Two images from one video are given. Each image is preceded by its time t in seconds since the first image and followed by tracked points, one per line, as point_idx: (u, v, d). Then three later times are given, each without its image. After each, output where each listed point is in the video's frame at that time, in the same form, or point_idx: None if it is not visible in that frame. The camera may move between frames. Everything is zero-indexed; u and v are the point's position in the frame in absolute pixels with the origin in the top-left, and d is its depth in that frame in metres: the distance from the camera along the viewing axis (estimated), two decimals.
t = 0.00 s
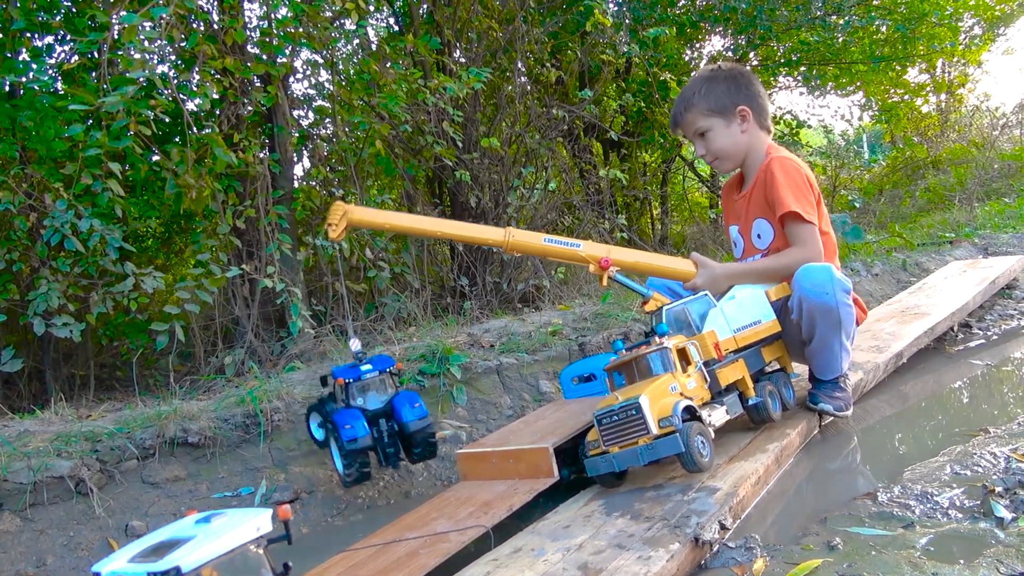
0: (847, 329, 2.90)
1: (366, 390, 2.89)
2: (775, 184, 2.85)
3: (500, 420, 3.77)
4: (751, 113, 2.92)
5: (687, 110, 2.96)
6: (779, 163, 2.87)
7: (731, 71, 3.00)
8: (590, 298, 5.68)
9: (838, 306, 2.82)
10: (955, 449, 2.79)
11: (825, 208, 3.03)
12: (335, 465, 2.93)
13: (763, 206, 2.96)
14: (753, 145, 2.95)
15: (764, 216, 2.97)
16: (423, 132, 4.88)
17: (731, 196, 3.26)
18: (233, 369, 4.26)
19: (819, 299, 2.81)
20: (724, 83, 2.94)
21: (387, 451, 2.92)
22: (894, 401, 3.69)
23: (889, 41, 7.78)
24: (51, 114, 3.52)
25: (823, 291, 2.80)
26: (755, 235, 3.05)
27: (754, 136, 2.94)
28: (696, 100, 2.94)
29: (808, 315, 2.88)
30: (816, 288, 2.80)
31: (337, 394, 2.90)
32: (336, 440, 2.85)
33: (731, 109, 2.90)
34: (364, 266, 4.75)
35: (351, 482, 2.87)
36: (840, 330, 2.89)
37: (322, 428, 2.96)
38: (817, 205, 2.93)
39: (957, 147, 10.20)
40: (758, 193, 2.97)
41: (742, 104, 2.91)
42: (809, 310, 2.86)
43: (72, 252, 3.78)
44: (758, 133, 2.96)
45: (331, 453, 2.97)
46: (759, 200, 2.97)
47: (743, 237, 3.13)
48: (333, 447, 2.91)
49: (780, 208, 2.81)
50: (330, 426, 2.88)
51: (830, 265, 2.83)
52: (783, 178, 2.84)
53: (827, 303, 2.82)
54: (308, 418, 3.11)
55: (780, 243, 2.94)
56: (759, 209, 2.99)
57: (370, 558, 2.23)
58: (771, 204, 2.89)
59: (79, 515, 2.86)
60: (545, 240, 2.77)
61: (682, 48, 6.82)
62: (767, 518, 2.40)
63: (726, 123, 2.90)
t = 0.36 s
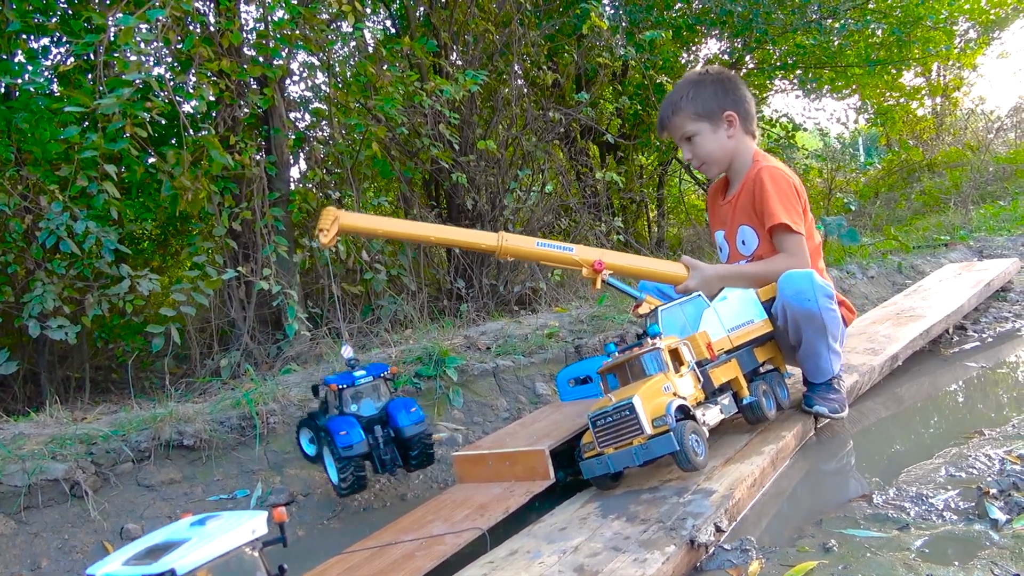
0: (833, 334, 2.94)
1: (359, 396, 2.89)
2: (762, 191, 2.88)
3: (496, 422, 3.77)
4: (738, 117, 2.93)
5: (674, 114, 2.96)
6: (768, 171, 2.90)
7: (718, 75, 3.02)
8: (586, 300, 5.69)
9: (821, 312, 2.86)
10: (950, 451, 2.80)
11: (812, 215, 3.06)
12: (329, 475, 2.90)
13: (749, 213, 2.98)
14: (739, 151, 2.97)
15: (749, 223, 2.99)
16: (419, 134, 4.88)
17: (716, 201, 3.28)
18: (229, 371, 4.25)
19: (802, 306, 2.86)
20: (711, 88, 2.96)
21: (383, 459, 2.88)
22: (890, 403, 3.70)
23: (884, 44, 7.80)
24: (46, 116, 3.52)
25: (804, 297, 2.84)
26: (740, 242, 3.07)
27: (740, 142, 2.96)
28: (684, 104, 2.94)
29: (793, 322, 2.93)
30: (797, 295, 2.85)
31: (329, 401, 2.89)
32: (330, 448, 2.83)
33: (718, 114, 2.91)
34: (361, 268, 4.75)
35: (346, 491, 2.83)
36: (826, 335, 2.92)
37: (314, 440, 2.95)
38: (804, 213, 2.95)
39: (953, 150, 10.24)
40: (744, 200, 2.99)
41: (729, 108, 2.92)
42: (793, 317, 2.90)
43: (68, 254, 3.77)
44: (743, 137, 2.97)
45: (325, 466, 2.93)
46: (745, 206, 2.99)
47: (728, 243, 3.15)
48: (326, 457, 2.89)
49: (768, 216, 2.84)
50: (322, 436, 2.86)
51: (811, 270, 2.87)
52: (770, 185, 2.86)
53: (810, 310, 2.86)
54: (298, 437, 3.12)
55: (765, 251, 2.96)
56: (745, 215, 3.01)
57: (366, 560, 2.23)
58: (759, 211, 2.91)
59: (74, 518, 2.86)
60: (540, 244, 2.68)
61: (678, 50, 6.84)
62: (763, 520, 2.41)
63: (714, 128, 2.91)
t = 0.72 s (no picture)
0: (841, 339, 2.95)
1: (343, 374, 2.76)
2: (764, 205, 2.90)
3: (492, 425, 3.78)
4: (735, 125, 2.93)
5: (672, 122, 2.94)
6: (768, 181, 2.93)
7: (711, 83, 3.01)
8: (582, 304, 5.72)
9: (835, 315, 2.86)
10: (943, 455, 2.81)
11: (810, 223, 3.11)
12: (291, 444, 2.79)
13: (748, 224, 3.01)
14: (736, 160, 2.98)
15: (748, 233, 3.02)
16: (416, 137, 4.89)
17: (708, 207, 3.30)
18: (224, 374, 4.25)
19: (816, 308, 2.85)
20: (707, 96, 2.95)
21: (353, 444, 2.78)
22: (884, 406, 3.72)
23: (880, 48, 7.83)
24: (42, 119, 3.52)
25: (820, 299, 2.84)
26: (736, 251, 3.09)
27: (738, 151, 2.98)
28: (682, 112, 2.92)
29: (804, 325, 2.92)
30: (813, 297, 2.85)
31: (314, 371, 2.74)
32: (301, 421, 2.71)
33: (716, 122, 2.90)
34: (357, 271, 4.76)
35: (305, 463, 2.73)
36: (835, 340, 2.92)
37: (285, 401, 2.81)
38: (801, 224, 3.01)
39: (948, 153, 10.28)
40: (742, 211, 3.01)
41: (727, 116, 2.92)
42: (806, 319, 2.89)
43: (63, 257, 3.77)
44: (739, 145, 2.98)
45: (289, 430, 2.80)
46: (744, 216, 3.01)
47: (723, 251, 3.17)
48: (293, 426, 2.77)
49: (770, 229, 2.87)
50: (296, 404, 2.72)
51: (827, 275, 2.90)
52: (773, 199, 2.89)
53: (824, 312, 2.86)
54: (265, 382, 2.96)
55: (763, 262, 3.00)
56: (743, 225, 3.03)
57: (360, 564, 2.23)
58: (759, 223, 2.95)
59: (68, 522, 2.86)
60: (561, 230, 2.74)
61: (675, 53, 6.87)
62: (756, 523, 2.41)
63: (712, 136, 2.91)
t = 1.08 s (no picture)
0: (835, 332, 3.00)
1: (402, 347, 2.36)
2: (756, 221, 2.91)
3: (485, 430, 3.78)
4: (739, 137, 2.93)
5: (681, 122, 2.89)
6: (761, 199, 2.93)
7: (720, 90, 3.00)
8: (577, 308, 5.73)
9: (832, 307, 2.91)
10: (935, 459, 2.83)
11: (799, 239, 3.13)
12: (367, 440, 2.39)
13: (738, 238, 3.03)
14: (733, 172, 2.98)
15: (738, 247, 3.04)
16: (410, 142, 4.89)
17: (697, 215, 3.30)
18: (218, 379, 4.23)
19: (816, 300, 2.89)
20: (717, 103, 2.92)
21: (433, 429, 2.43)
22: (876, 411, 3.74)
23: (872, 54, 7.88)
24: (35, 123, 3.50)
25: (820, 290, 2.88)
26: (725, 262, 3.13)
27: (736, 163, 2.98)
28: (692, 115, 2.88)
29: (802, 317, 2.94)
30: (813, 288, 2.88)
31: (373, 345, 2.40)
32: (371, 405, 2.36)
33: (723, 130, 2.88)
34: (351, 275, 4.76)
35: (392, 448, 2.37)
36: (830, 332, 2.97)
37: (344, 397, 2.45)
38: (791, 241, 3.03)
39: (939, 158, 10.35)
40: (733, 224, 3.02)
41: (734, 127, 2.92)
42: (805, 310, 2.92)
43: (56, 262, 3.75)
44: (738, 156, 2.98)
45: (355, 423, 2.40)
46: (734, 230, 3.03)
47: (711, 261, 3.20)
48: (363, 417, 2.38)
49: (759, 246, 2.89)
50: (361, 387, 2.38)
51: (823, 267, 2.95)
52: (767, 216, 2.89)
53: (823, 303, 2.90)
54: (315, 400, 2.57)
55: (751, 277, 3.04)
56: (733, 238, 3.05)
57: (353, 570, 2.23)
58: (749, 237, 2.96)
59: (60, 528, 2.84)
60: (585, 223, 2.30)
61: (668, 58, 6.89)
62: (750, 528, 2.42)
63: (718, 144, 2.89)
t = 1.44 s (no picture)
0: (833, 327, 3.02)
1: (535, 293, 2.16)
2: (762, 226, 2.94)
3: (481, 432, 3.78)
4: (747, 146, 2.98)
5: (701, 127, 2.85)
6: (763, 203, 2.96)
7: (731, 97, 3.01)
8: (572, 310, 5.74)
9: (831, 300, 2.93)
10: (928, 461, 2.84)
11: (799, 243, 3.18)
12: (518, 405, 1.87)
13: (741, 243, 3.05)
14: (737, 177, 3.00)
15: (740, 252, 3.07)
16: (405, 144, 4.88)
17: (693, 218, 3.33)
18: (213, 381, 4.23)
19: (815, 293, 2.90)
20: (732, 109, 2.93)
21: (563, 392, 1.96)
22: (871, 412, 3.75)
23: (867, 57, 7.91)
24: (30, 124, 3.50)
25: (819, 283, 2.89)
26: (725, 265, 3.16)
27: (740, 169, 3.01)
28: (712, 119, 2.86)
29: (802, 311, 2.95)
30: (813, 281, 2.89)
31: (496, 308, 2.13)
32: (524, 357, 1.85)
33: (737, 138, 2.91)
34: (346, 277, 4.77)
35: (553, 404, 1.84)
36: (829, 326, 2.98)
37: (484, 393, 2.01)
38: (790, 244, 3.08)
39: (934, 161, 10.39)
40: (736, 227, 3.05)
41: (744, 135, 2.95)
42: (805, 304, 2.92)
43: (51, 263, 3.75)
44: (743, 163, 3.01)
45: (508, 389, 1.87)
46: (738, 234, 3.05)
47: (711, 265, 3.22)
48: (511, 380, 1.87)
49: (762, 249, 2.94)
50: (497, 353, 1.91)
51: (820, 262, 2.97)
52: (773, 222, 2.93)
53: (823, 296, 2.91)
54: (446, 436, 2.10)
55: (751, 281, 3.09)
56: (736, 243, 3.07)
57: (348, 571, 2.23)
58: (753, 241, 3.00)
59: (54, 529, 2.84)
60: (614, 215, 2.54)
61: (664, 61, 6.92)
62: (744, 529, 2.43)
63: (731, 150, 2.90)
